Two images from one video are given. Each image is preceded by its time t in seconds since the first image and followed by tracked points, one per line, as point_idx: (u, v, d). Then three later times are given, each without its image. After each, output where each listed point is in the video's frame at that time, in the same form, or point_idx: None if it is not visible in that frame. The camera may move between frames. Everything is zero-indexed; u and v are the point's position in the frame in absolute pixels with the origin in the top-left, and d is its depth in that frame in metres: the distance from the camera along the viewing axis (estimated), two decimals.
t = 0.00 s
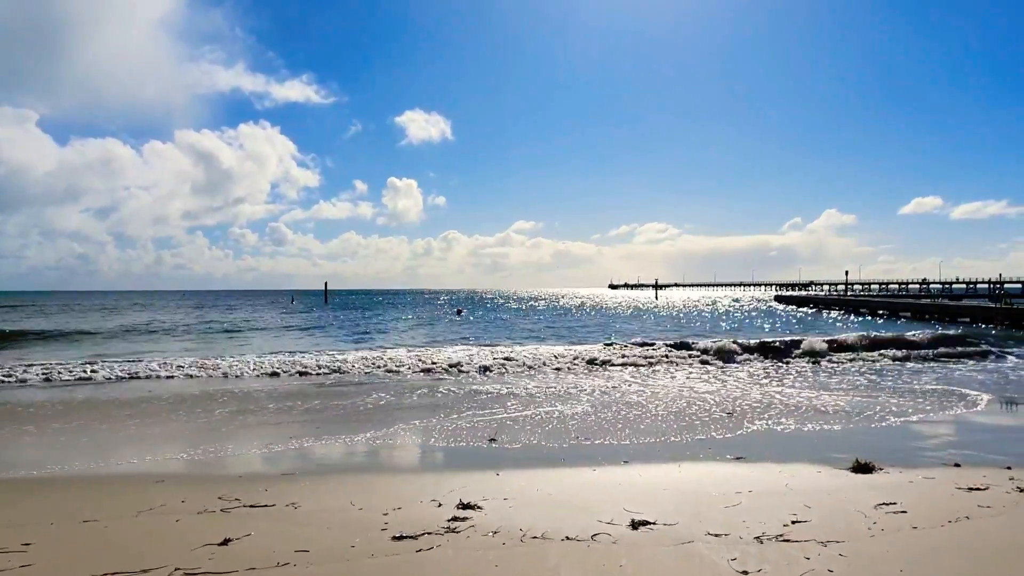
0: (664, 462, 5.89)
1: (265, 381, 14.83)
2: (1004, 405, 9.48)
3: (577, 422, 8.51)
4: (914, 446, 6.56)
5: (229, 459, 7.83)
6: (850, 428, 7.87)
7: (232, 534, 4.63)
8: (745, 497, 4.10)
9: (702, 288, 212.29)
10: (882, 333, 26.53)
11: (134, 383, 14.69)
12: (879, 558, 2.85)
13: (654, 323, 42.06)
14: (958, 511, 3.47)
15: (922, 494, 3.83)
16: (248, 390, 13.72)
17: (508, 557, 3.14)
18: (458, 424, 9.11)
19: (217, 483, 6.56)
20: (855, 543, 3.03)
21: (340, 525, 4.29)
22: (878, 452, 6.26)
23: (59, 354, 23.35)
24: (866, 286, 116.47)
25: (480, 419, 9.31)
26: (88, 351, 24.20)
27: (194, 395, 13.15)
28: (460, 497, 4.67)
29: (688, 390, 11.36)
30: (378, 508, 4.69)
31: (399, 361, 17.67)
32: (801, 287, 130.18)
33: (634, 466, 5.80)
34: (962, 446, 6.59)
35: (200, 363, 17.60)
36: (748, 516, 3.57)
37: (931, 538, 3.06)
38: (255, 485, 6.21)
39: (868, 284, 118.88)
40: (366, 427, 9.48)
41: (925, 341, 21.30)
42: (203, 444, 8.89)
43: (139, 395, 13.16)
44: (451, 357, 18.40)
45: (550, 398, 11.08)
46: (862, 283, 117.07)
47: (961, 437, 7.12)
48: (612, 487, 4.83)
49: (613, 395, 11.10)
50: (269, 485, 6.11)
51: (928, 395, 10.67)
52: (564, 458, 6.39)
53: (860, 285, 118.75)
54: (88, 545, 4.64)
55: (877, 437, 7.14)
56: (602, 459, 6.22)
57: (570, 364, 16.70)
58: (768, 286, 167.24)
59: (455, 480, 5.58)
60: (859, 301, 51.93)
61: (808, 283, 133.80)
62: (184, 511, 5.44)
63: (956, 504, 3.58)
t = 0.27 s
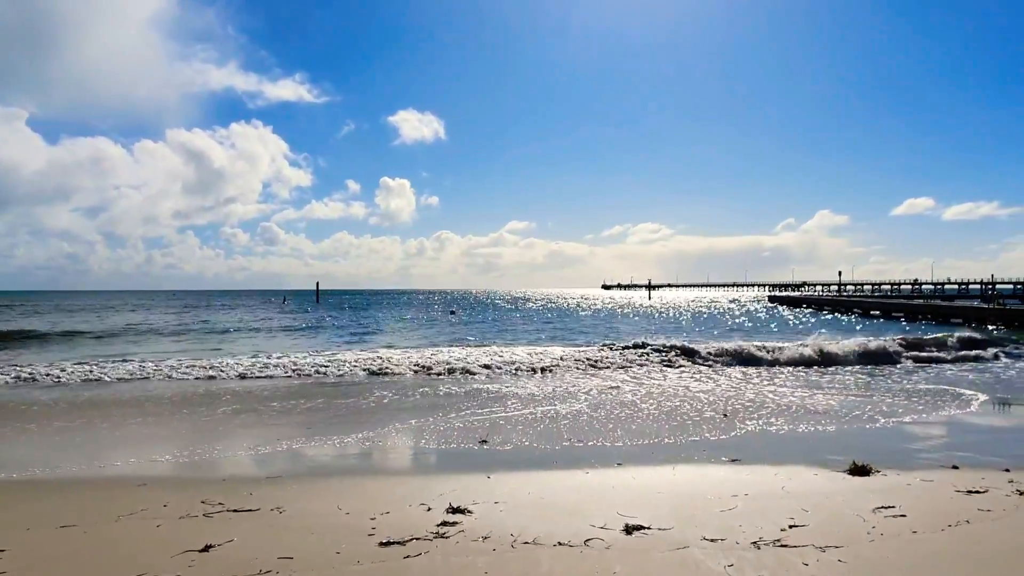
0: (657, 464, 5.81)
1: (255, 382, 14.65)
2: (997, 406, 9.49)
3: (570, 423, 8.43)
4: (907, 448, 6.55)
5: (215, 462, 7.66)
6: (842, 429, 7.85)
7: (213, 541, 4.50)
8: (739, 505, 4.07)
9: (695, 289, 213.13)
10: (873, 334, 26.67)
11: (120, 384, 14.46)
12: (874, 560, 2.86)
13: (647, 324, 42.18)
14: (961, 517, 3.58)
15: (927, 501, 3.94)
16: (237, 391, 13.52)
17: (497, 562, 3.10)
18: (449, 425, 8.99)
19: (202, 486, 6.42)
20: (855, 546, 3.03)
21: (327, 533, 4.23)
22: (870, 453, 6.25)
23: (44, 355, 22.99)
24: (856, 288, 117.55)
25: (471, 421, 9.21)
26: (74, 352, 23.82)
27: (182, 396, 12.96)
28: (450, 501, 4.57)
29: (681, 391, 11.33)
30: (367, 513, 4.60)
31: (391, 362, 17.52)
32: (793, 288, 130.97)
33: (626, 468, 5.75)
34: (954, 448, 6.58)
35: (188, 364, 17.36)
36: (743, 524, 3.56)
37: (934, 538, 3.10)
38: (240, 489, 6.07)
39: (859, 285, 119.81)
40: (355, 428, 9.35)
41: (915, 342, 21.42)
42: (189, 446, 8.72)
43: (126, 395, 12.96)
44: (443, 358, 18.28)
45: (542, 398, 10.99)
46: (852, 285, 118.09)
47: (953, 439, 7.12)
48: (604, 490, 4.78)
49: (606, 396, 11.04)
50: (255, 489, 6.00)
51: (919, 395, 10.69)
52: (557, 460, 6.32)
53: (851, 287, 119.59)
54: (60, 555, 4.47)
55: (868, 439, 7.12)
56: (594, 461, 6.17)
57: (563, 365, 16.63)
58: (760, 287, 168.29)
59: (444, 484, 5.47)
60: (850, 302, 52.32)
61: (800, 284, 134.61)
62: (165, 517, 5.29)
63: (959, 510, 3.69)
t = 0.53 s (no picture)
0: (650, 468, 5.76)
1: (242, 386, 14.45)
2: (986, 408, 9.55)
3: (561, 427, 8.36)
4: (895, 450, 6.58)
5: (199, 468, 7.50)
6: (833, 430, 7.87)
7: (195, 550, 4.37)
8: (732, 509, 4.06)
9: (686, 290, 214.18)
10: (861, 335, 26.86)
11: (104, 389, 14.20)
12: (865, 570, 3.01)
13: (638, 326, 42.24)
14: (956, 519, 3.84)
15: (923, 503, 4.19)
16: (223, 395, 13.32)
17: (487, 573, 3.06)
18: (439, 429, 8.91)
19: (185, 493, 6.27)
20: (851, 551, 3.26)
21: (314, 541, 4.13)
22: (860, 455, 6.27)
23: (26, 358, 22.53)
24: (844, 289, 118.75)
25: (462, 424, 9.13)
26: (57, 355, 23.36)
27: (167, 400, 12.72)
28: (439, 508, 4.48)
29: (672, 394, 11.33)
30: (355, 519, 4.52)
31: (381, 364, 17.36)
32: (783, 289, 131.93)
33: (618, 471, 5.71)
34: (942, 449, 6.62)
35: (174, 368, 17.10)
36: (738, 529, 3.61)
37: (928, 545, 3.35)
38: (224, 495, 5.93)
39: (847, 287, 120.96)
40: (344, 432, 9.23)
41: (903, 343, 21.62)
42: (173, 451, 8.54)
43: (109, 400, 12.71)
44: (434, 360, 18.14)
45: (533, 401, 10.92)
46: (840, 287, 119.25)
47: (940, 440, 7.17)
48: (596, 494, 4.74)
49: (596, 398, 11.01)
50: (240, 496, 5.89)
51: (907, 397, 10.77)
52: (548, 464, 6.27)
53: (840, 288, 120.75)
54: (34, 565, 4.32)
55: (858, 441, 7.15)
56: (585, 465, 6.13)
57: (554, 367, 16.59)
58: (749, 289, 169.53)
59: (434, 489, 5.40)
60: (839, 304, 52.77)
61: (790, 286, 135.73)
62: (146, 524, 5.16)
63: (956, 513, 3.96)
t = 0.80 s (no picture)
0: (641, 469, 5.73)
1: (230, 387, 14.30)
2: (973, 407, 9.64)
3: (552, 427, 8.33)
4: (883, 449, 6.63)
5: (184, 470, 7.37)
6: (821, 430, 7.91)
7: (179, 553, 4.29)
8: (722, 509, 4.06)
9: (676, 290, 215.35)
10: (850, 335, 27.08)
11: (89, 390, 14.00)
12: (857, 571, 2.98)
13: (629, 325, 42.36)
14: (947, 520, 3.84)
15: (914, 504, 4.19)
16: (211, 396, 13.18)
17: None
18: (429, 429, 8.85)
19: (170, 495, 6.18)
20: (841, 551, 3.27)
21: (301, 544, 4.08)
22: (848, 455, 6.30)
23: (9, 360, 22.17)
24: (832, 289, 119.95)
25: (452, 424, 9.08)
26: (41, 356, 23.00)
27: (152, 402, 12.53)
28: (428, 510, 4.41)
29: (662, 393, 11.35)
30: (343, 521, 4.47)
31: (371, 365, 17.26)
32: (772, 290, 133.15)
33: (608, 471, 5.70)
34: (929, 448, 6.67)
35: (161, 369, 16.90)
36: (727, 530, 3.59)
37: (918, 546, 3.35)
38: (210, 499, 5.82)
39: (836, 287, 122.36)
40: (333, 433, 9.15)
41: (890, 343, 21.84)
42: (158, 453, 8.40)
43: (93, 402, 12.49)
44: (424, 361, 18.06)
45: (524, 402, 10.90)
46: (829, 287, 120.42)
47: (927, 439, 7.23)
48: (586, 495, 4.72)
49: (587, 399, 11.00)
50: (226, 497, 5.82)
51: (894, 396, 10.87)
52: (538, 464, 6.25)
53: (828, 289, 122.02)
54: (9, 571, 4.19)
55: (845, 440, 7.20)
56: (576, 465, 6.11)
57: (546, 367, 16.58)
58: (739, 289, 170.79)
59: (424, 490, 5.36)
60: (827, 303, 53.27)
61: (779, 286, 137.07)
62: (130, 528, 5.05)
63: (947, 514, 3.95)
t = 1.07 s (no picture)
0: (631, 467, 5.70)
1: (218, 387, 14.12)
2: (961, 404, 9.72)
3: (543, 426, 8.29)
4: (871, 446, 6.66)
5: (169, 470, 7.25)
6: (811, 427, 7.93)
7: (161, 556, 4.20)
8: (712, 507, 4.05)
9: (667, 289, 216.38)
10: (839, 333, 27.30)
11: (73, 390, 13.77)
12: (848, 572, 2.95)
13: (621, 324, 42.46)
14: (935, 518, 3.85)
15: (903, 501, 4.20)
16: (198, 396, 13.00)
17: None
18: (419, 428, 8.78)
19: (154, 496, 6.07)
20: (831, 550, 3.26)
21: (287, 545, 4.02)
22: (837, 452, 6.32)
23: None
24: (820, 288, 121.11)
25: (442, 423, 9.01)
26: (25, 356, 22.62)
27: (138, 403, 12.34)
28: (415, 510, 4.36)
29: (653, 391, 11.36)
30: (329, 522, 4.41)
31: (362, 364, 17.14)
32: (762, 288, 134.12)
33: (599, 470, 5.66)
34: (917, 446, 6.71)
35: (148, 369, 16.67)
36: (717, 528, 3.57)
37: (908, 544, 3.36)
38: (194, 500, 5.72)
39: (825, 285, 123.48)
40: (322, 432, 9.05)
41: (879, 341, 22.04)
42: (143, 454, 8.27)
43: (78, 403, 12.29)
44: (415, 360, 17.96)
45: (515, 401, 10.85)
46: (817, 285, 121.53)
47: (915, 436, 7.28)
48: (576, 494, 4.71)
49: (579, 397, 10.98)
50: (211, 498, 5.72)
51: (882, 394, 10.94)
52: (529, 463, 6.20)
53: (817, 287, 123.16)
54: None
55: (835, 437, 7.22)
56: (567, 464, 6.07)
57: (538, 366, 16.55)
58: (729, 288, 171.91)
59: (412, 491, 5.30)
60: (816, 302, 53.73)
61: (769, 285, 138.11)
62: (111, 530, 4.94)
63: (935, 511, 3.97)
